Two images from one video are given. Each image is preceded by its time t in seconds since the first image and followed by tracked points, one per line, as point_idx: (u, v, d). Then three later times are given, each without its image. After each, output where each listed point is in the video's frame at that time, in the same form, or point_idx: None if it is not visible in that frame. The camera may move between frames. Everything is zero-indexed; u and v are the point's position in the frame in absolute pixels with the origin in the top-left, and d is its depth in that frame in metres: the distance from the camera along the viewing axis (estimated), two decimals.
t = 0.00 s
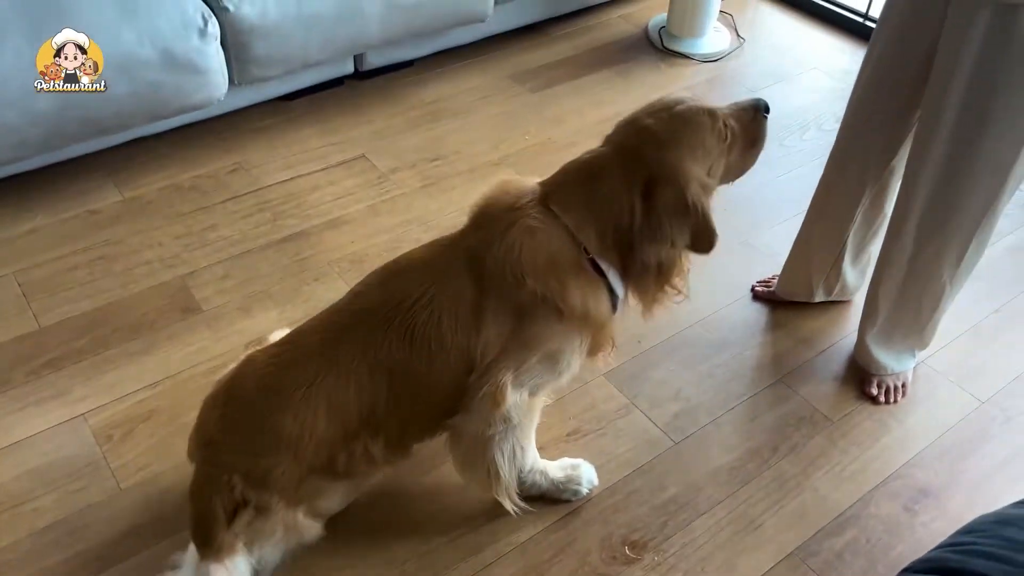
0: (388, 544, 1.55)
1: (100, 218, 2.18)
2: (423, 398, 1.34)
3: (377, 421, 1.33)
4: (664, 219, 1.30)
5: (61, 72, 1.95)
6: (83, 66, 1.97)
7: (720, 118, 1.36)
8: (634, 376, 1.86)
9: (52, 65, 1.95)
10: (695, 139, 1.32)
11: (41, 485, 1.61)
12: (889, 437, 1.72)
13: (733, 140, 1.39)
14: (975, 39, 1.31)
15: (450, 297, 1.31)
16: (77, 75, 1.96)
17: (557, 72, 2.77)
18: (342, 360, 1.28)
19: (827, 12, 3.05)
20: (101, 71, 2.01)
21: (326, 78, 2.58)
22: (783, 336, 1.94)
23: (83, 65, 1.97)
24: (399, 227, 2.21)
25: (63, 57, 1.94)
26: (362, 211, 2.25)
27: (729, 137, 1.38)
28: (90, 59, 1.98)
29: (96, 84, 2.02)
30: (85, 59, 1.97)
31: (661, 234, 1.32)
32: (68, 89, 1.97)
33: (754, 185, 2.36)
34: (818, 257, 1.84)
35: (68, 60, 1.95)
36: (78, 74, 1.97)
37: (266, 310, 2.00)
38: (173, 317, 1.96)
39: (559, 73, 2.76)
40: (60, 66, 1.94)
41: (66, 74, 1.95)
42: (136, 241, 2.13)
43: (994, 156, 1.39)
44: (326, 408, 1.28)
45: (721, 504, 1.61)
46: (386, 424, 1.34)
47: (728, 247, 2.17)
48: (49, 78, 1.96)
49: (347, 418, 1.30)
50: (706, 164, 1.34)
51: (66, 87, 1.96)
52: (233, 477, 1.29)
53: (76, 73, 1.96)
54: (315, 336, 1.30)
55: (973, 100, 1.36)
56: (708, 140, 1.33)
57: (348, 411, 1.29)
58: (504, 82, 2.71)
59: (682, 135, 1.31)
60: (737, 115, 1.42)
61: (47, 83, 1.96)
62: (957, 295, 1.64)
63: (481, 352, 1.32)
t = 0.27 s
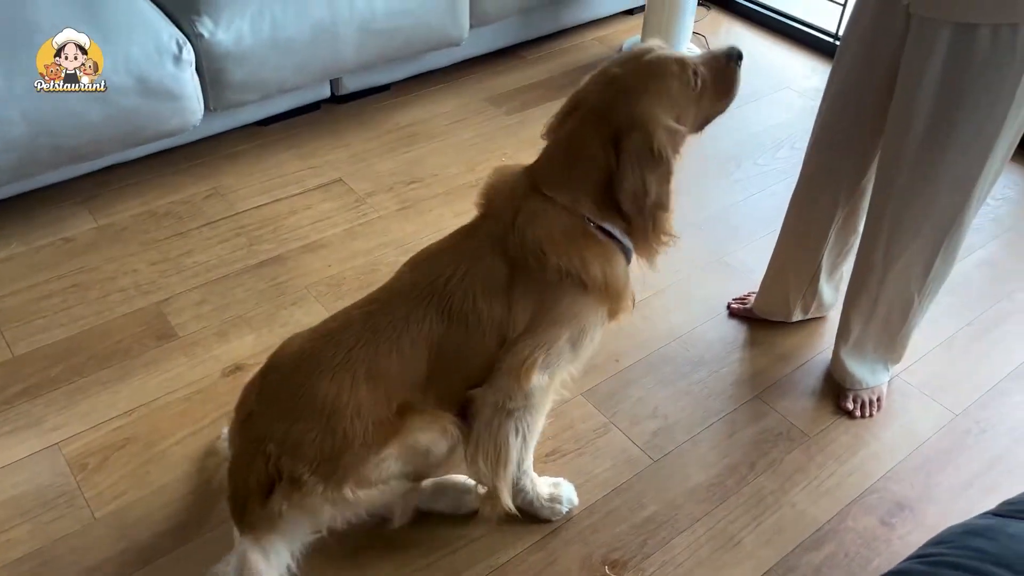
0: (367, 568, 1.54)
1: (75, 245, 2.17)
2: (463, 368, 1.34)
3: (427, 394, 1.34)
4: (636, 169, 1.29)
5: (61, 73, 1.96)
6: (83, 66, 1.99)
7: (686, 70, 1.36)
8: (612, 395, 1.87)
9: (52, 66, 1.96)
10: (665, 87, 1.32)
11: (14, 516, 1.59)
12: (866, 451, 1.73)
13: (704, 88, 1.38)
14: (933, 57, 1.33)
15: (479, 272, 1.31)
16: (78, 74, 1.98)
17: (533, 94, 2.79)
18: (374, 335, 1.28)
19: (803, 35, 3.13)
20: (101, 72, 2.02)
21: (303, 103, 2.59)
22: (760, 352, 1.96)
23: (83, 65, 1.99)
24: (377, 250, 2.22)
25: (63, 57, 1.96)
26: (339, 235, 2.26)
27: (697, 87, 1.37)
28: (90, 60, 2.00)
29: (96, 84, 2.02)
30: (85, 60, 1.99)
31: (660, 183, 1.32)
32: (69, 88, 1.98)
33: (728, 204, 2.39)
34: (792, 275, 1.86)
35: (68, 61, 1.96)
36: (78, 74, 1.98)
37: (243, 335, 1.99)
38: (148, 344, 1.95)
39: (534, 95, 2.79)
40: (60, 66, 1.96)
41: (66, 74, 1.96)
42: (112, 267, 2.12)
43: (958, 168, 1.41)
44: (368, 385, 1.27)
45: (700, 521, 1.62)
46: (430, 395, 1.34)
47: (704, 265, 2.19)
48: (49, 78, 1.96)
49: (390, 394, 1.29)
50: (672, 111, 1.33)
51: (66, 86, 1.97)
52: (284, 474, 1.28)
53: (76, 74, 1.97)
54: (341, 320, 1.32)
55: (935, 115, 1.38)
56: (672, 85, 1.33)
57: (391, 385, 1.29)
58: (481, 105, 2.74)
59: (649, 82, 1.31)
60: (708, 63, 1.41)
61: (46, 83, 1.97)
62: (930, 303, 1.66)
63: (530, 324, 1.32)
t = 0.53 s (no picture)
0: None
1: (44, 277, 2.16)
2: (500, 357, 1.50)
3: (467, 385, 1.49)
4: (596, 165, 1.49)
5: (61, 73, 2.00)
6: (83, 66, 2.05)
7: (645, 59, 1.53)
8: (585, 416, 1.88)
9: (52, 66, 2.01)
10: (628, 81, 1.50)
11: None
12: (835, 466, 1.76)
13: (659, 69, 1.56)
14: (883, 81, 1.37)
15: (505, 261, 1.51)
16: (77, 74, 2.03)
17: (502, 119, 2.82)
18: (415, 332, 1.41)
19: (768, 57, 3.19)
20: (101, 72, 2.07)
21: (273, 131, 2.60)
22: (730, 370, 1.98)
23: (82, 65, 2.05)
24: (349, 276, 2.22)
25: (63, 56, 2.02)
26: (311, 261, 2.26)
27: (651, 72, 1.54)
28: (90, 61, 2.07)
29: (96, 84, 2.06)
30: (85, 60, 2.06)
31: (624, 180, 1.51)
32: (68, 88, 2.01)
33: (697, 225, 2.42)
34: (759, 294, 1.89)
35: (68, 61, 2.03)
36: (78, 74, 2.03)
37: (215, 364, 1.99)
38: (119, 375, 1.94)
39: (503, 120, 2.82)
40: (60, 65, 2.01)
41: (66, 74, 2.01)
42: (81, 299, 2.11)
43: (911, 187, 1.45)
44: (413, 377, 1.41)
45: (673, 539, 1.63)
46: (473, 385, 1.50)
47: (674, 285, 2.22)
48: (49, 79, 2.00)
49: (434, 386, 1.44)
50: (634, 103, 1.52)
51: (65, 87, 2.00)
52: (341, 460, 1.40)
53: (75, 73, 2.02)
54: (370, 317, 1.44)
55: (888, 137, 1.42)
56: (632, 80, 1.50)
57: (432, 378, 1.42)
58: (450, 131, 2.76)
59: (602, 77, 1.49)
60: (655, 32, 1.59)
61: (46, 84, 2.00)
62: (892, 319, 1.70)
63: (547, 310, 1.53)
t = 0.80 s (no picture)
0: None
1: (12, 307, 2.15)
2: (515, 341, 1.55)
3: (483, 364, 1.54)
4: (611, 178, 1.53)
5: (60, 73, 2.12)
6: (81, 67, 2.17)
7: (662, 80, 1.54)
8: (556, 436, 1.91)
9: (53, 66, 2.13)
10: (641, 102, 1.52)
11: None
12: (801, 480, 1.79)
13: (685, 85, 1.56)
14: (832, 105, 1.42)
15: (525, 246, 1.53)
16: (76, 75, 2.14)
17: (472, 143, 2.85)
18: (438, 307, 1.44)
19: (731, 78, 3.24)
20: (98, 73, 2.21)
21: (244, 157, 2.61)
22: (698, 387, 2.01)
23: (82, 65, 2.17)
24: (320, 301, 2.23)
25: (63, 57, 2.16)
26: (282, 287, 2.27)
27: (673, 89, 1.55)
28: (88, 62, 2.20)
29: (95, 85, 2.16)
30: (82, 60, 2.20)
31: (642, 192, 1.55)
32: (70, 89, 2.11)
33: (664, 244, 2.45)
34: (723, 313, 1.92)
35: (66, 63, 2.16)
36: (77, 73, 2.14)
37: (186, 392, 1.99)
38: (88, 405, 1.93)
39: (473, 144, 2.85)
40: (60, 66, 2.14)
41: (66, 74, 2.12)
42: (50, 328, 2.10)
43: (864, 206, 1.50)
44: (436, 354, 1.44)
45: (643, 557, 1.65)
46: (488, 365, 1.54)
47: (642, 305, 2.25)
48: (50, 79, 2.10)
49: (453, 362, 1.48)
50: (648, 124, 1.53)
51: (66, 86, 2.10)
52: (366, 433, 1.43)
53: (75, 72, 2.14)
54: (396, 291, 1.46)
55: (839, 158, 1.47)
56: (643, 101, 1.51)
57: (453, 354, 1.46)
58: (421, 154, 2.78)
59: (622, 96, 1.51)
60: (693, 48, 1.58)
61: (47, 83, 2.10)
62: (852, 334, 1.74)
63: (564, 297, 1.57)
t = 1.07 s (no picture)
0: None
1: None
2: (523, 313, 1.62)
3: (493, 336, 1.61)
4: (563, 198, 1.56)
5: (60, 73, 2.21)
6: (82, 67, 2.23)
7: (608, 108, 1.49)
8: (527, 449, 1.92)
9: (53, 66, 2.23)
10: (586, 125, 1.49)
11: None
12: (769, 490, 1.81)
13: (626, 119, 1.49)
14: (789, 120, 1.45)
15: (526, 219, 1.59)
16: (77, 74, 2.22)
17: (446, 159, 2.87)
18: (442, 267, 1.51)
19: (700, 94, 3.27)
20: (100, 73, 2.25)
21: (217, 176, 2.62)
22: (669, 399, 2.03)
23: (83, 65, 2.23)
24: (293, 317, 2.24)
25: (65, 57, 2.24)
26: (255, 304, 2.27)
27: (614, 121, 1.49)
28: (89, 62, 2.25)
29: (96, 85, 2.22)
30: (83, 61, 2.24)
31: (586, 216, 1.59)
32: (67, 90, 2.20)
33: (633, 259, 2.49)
34: (691, 326, 1.95)
35: (67, 63, 2.23)
36: (77, 74, 2.22)
37: (157, 410, 1.98)
38: (58, 423, 1.93)
39: (447, 160, 2.87)
40: (61, 66, 2.22)
41: (66, 74, 2.21)
42: (20, 347, 2.10)
43: (822, 217, 1.54)
44: (439, 309, 1.51)
45: (614, 568, 1.66)
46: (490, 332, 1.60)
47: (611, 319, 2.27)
48: (51, 79, 2.20)
49: (460, 318, 1.54)
50: (593, 147, 1.50)
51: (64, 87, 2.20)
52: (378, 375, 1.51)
53: (75, 73, 2.22)
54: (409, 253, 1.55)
55: (797, 171, 1.50)
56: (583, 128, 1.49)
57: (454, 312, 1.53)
58: (395, 171, 2.80)
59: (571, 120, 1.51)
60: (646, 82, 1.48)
61: (48, 83, 2.20)
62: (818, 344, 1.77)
63: (571, 283, 1.61)
